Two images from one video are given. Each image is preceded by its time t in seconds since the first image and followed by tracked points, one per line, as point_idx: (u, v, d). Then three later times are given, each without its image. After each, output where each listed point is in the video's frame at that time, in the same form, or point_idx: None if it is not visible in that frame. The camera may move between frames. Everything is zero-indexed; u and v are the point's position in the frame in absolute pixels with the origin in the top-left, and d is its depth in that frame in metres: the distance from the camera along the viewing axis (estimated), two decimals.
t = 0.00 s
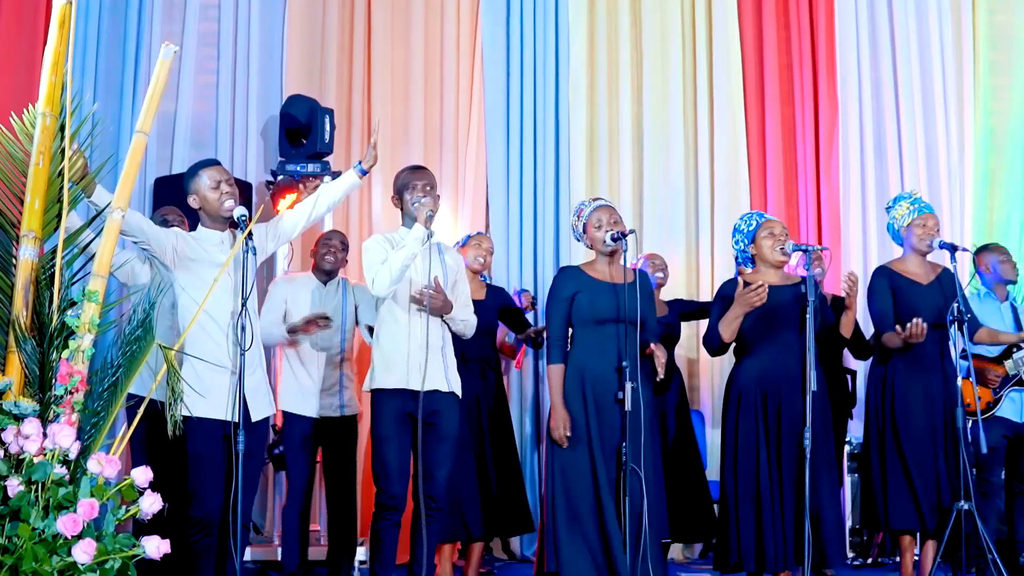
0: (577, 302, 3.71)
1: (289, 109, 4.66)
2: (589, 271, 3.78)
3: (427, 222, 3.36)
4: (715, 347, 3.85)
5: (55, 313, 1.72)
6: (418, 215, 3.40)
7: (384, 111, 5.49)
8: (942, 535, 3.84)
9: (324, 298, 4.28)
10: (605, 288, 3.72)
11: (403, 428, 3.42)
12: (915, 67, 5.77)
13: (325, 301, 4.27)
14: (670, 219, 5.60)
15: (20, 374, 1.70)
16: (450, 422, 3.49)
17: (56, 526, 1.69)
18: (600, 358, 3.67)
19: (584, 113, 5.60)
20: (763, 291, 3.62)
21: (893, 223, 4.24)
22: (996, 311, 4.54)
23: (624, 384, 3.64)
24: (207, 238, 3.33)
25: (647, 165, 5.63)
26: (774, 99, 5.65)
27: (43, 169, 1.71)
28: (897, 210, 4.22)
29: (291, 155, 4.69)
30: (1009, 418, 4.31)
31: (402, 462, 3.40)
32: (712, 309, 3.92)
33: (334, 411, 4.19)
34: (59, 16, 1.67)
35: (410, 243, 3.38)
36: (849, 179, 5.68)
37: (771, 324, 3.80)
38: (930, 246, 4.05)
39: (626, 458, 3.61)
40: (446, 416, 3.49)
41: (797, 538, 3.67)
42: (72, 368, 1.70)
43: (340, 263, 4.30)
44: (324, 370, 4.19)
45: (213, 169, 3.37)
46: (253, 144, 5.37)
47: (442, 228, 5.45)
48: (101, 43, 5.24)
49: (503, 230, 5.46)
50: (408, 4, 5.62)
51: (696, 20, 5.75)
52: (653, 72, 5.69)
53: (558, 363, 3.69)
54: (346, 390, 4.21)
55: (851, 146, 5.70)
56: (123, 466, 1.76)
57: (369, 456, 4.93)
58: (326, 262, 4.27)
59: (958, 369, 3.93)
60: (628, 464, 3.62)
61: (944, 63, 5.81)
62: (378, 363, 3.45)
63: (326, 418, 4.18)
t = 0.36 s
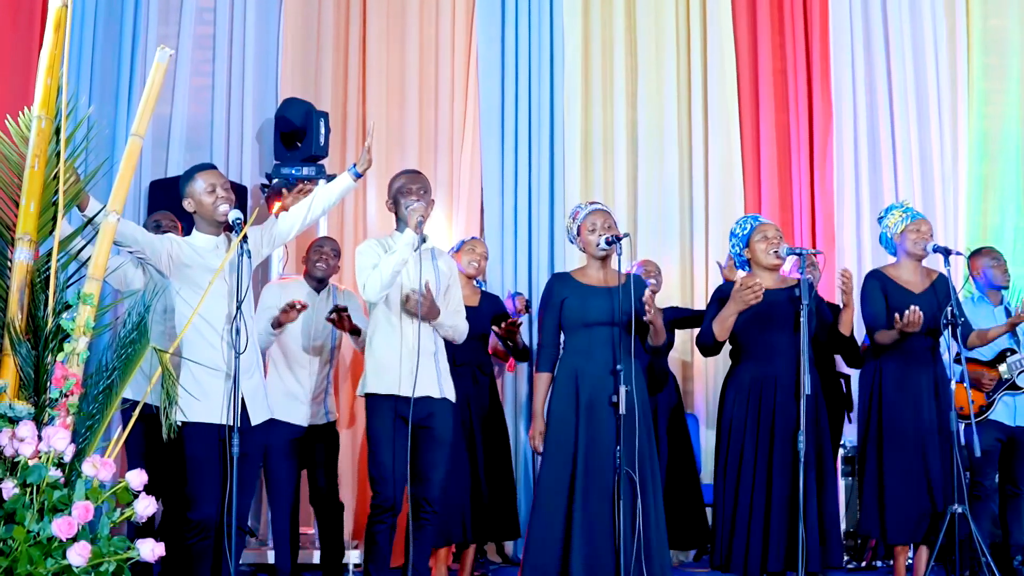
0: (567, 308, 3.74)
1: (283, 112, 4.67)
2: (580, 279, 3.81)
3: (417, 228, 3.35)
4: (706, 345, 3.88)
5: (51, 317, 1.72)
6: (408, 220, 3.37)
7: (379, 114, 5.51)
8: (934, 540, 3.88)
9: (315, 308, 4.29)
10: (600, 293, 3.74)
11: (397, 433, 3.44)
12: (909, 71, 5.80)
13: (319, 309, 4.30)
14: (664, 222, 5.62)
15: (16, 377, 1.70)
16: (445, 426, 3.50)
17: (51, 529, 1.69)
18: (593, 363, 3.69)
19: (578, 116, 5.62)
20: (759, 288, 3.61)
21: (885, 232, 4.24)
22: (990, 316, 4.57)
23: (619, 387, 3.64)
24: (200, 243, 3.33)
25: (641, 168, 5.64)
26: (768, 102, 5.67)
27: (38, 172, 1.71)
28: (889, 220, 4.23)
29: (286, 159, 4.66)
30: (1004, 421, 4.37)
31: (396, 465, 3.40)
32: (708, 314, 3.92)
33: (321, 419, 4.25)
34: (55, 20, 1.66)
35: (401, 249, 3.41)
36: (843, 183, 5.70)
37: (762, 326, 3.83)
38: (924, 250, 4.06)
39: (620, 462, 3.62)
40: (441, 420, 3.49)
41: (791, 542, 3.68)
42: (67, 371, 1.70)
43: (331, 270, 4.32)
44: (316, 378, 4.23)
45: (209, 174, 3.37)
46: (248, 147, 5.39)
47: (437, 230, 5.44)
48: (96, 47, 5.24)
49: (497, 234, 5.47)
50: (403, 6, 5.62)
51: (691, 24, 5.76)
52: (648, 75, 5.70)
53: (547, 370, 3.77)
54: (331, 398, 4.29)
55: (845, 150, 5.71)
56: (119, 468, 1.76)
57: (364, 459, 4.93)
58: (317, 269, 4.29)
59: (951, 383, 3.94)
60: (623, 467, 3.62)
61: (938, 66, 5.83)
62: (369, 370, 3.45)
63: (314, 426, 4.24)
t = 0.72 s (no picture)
0: (561, 312, 3.73)
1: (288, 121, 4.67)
2: (572, 280, 3.80)
3: (412, 234, 3.36)
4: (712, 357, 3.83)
5: (48, 321, 1.72)
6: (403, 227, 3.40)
7: (377, 119, 5.51)
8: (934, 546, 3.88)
9: (308, 307, 4.22)
10: (598, 297, 3.73)
11: (383, 436, 3.43)
12: (907, 75, 5.80)
13: (308, 309, 4.21)
14: (662, 226, 5.62)
15: (14, 381, 1.71)
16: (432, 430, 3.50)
17: (49, 533, 1.69)
18: (592, 365, 3.68)
19: (577, 120, 5.62)
20: (772, 299, 3.67)
21: (885, 235, 4.26)
22: (988, 321, 4.56)
23: (617, 392, 3.64)
24: (197, 247, 3.33)
25: (639, 172, 5.64)
26: (766, 106, 5.68)
27: (36, 175, 1.71)
28: (888, 224, 4.25)
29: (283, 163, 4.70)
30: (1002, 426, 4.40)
31: (381, 470, 3.40)
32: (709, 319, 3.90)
33: (323, 417, 4.19)
34: (53, 24, 1.66)
35: (395, 254, 3.40)
36: (841, 187, 5.70)
37: (763, 332, 3.81)
38: (922, 254, 4.06)
39: (619, 467, 3.62)
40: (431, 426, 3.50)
41: (789, 546, 3.68)
42: (65, 375, 1.70)
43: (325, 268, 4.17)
44: (308, 380, 4.16)
45: (208, 177, 3.38)
46: (245, 150, 5.38)
47: (434, 233, 5.48)
48: (94, 49, 5.29)
49: (496, 238, 5.47)
50: (401, 7, 5.61)
51: (689, 28, 5.77)
52: (646, 79, 5.71)
53: (541, 373, 3.74)
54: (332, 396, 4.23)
55: (843, 154, 5.71)
56: (116, 473, 1.76)
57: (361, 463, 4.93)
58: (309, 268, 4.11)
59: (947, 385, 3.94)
60: (620, 472, 3.62)
61: (936, 70, 5.83)
62: (357, 372, 3.44)
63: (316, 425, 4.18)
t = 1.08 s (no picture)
0: (566, 318, 3.70)
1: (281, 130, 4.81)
2: (573, 287, 3.79)
3: (418, 237, 3.37)
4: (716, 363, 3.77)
5: (48, 328, 1.73)
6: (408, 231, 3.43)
7: (377, 126, 5.52)
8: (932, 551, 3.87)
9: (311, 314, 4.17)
10: (597, 304, 3.74)
11: (386, 443, 3.42)
12: (905, 82, 5.82)
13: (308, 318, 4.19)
14: (661, 233, 5.63)
15: (13, 388, 1.71)
16: (432, 436, 3.50)
17: (48, 540, 1.69)
18: (592, 372, 3.68)
19: (576, 127, 5.63)
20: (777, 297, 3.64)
21: (885, 239, 4.26)
22: (986, 327, 4.56)
23: (616, 399, 3.65)
24: (196, 253, 3.34)
25: (638, 179, 5.65)
26: (765, 114, 5.69)
27: (36, 182, 1.72)
28: (888, 226, 4.24)
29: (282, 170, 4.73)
30: (1001, 432, 4.42)
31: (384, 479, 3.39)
32: (709, 324, 3.91)
33: (333, 424, 4.16)
34: (53, 31, 1.67)
35: (400, 258, 3.40)
36: (840, 195, 5.70)
37: (762, 338, 3.81)
38: (922, 260, 4.08)
39: (618, 473, 3.62)
40: (428, 433, 3.49)
41: (787, 553, 3.69)
42: (64, 382, 1.70)
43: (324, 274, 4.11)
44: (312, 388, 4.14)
45: (210, 182, 3.38)
46: (245, 156, 5.38)
47: (434, 239, 5.49)
48: (94, 56, 5.30)
49: (495, 245, 5.47)
50: (401, 16, 5.65)
51: (688, 36, 5.78)
52: (645, 87, 5.72)
53: (551, 378, 3.67)
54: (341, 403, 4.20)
55: (842, 161, 5.72)
56: (116, 480, 1.76)
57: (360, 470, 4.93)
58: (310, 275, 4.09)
59: (948, 387, 3.93)
60: (619, 479, 3.62)
61: (935, 79, 5.85)
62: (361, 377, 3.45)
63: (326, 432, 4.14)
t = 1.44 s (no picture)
0: (574, 321, 3.68)
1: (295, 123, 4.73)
2: (579, 287, 3.77)
3: (413, 242, 3.38)
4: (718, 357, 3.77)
5: (51, 326, 1.72)
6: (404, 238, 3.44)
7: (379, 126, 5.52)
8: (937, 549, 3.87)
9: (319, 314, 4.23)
10: (599, 305, 3.72)
11: (393, 444, 3.42)
12: (907, 81, 5.81)
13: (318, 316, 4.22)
14: (664, 232, 5.63)
15: (16, 387, 1.71)
16: (442, 435, 3.51)
17: (51, 538, 1.69)
18: (595, 373, 3.68)
19: (578, 126, 5.62)
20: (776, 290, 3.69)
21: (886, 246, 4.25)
22: (988, 327, 4.60)
23: (618, 398, 3.65)
24: (200, 254, 3.34)
25: (640, 177, 5.65)
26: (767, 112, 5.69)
27: (39, 181, 1.72)
28: (889, 234, 4.24)
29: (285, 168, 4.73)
30: (1001, 431, 4.43)
31: (392, 477, 3.39)
32: (710, 324, 3.90)
33: (340, 428, 4.16)
34: (55, 31, 1.67)
35: (395, 264, 3.40)
36: (842, 193, 5.70)
37: (765, 337, 3.81)
38: (927, 261, 4.06)
39: (620, 472, 3.64)
40: (436, 431, 3.50)
41: (791, 550, 3.69)
42: (67, 381, 1.70)
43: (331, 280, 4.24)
44: (322, 388, 4.15)
45: (212, 183, 3.39)
46: (247, 156, 5.38)
47: (436, 238, 5.49)
48: (96, 55, 5.31)
49: (497, 244, 5.48)
50: (403, 14, 5.65)
51: (690, 35, 5.78)
52: (647, 85, 5.72)
53: (561, 383, 3.64)
54: (348, 406, 4.19)
55: (844, 159, 5.72)
56: (119, 478, 1.76)
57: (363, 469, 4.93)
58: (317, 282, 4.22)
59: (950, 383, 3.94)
60: (621, 476, 3.64)
61: (937, 77, 5.85)
62: (368, 384, 3.44)
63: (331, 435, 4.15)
